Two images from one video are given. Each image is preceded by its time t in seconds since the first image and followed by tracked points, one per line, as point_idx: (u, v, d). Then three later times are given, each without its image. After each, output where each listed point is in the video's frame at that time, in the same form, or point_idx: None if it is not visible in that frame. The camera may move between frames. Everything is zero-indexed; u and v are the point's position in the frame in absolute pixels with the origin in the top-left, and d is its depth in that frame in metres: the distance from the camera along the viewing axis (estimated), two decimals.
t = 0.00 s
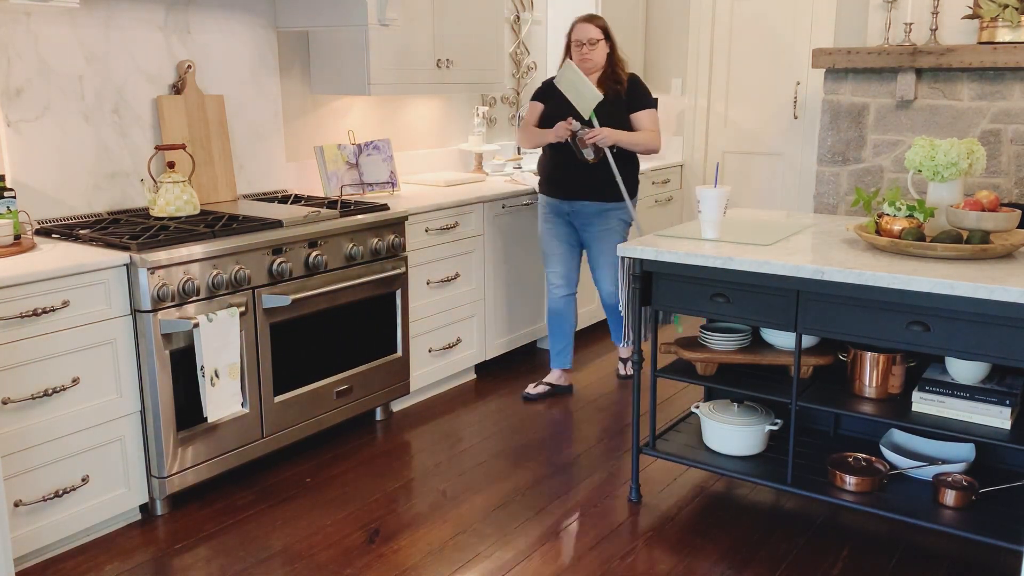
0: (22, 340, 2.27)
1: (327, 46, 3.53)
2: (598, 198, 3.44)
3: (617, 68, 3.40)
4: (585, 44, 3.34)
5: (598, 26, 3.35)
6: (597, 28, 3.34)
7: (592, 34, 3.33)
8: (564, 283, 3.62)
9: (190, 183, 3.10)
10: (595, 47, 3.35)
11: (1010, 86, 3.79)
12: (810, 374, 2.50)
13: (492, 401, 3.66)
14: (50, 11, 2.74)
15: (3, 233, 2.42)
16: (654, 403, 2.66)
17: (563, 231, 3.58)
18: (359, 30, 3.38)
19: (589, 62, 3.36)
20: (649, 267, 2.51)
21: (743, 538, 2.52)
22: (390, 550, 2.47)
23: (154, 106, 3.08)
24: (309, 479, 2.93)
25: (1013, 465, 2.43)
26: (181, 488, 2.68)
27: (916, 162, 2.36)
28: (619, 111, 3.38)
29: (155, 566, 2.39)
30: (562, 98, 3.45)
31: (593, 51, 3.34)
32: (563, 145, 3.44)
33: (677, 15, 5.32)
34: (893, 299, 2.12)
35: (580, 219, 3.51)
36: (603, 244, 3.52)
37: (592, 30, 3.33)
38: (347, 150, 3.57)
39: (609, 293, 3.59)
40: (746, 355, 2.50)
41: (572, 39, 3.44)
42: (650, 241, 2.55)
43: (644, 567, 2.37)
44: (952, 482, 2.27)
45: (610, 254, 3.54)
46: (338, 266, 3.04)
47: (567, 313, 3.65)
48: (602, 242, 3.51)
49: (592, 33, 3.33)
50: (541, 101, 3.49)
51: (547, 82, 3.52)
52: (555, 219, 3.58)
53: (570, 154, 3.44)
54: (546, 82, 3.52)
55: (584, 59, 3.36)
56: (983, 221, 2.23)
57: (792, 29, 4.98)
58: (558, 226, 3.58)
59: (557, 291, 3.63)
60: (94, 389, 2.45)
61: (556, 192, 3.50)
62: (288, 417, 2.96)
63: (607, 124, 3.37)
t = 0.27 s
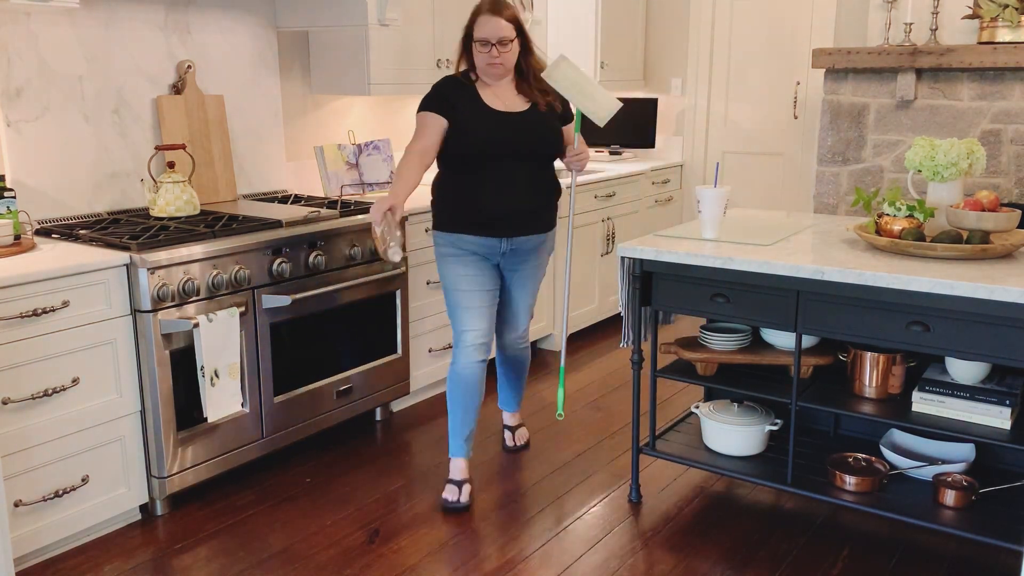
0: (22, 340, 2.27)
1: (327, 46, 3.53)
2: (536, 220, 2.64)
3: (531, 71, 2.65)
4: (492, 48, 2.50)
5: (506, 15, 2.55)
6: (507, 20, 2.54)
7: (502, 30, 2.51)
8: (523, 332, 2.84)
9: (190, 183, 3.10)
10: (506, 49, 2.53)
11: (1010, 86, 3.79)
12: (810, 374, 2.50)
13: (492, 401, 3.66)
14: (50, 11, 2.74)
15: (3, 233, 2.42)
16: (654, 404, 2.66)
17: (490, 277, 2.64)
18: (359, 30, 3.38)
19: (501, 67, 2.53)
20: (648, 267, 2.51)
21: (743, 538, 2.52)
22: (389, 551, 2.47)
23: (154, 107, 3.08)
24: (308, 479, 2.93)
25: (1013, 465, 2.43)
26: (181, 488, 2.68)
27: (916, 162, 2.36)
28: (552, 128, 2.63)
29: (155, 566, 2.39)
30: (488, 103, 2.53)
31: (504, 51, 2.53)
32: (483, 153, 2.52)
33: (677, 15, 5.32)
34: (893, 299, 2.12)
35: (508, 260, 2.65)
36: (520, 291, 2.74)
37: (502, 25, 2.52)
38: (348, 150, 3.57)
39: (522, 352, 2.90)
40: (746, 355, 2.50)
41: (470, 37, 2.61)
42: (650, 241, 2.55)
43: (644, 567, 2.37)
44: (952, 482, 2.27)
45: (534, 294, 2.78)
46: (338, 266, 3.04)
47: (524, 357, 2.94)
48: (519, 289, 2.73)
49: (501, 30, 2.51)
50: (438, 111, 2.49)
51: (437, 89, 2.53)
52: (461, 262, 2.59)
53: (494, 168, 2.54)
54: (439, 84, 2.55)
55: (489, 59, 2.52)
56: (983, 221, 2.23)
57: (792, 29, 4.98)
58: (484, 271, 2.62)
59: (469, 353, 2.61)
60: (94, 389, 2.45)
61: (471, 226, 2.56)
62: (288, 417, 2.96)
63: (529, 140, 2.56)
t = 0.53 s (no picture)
0: (22, 340, 2.27)
1: (327, 46, 3.53)
2: (510, 229, 2.55)
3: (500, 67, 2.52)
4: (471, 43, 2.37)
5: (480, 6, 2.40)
6: (482, 13, 2.39)
7: (480, 25, 2.37)
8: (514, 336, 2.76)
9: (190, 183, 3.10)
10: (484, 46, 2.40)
11: (1010, 86, 3.78)
12: (810, 374, 2.50)
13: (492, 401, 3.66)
14: (50, 11, 2.74)
15: (3, 233, 2.42)
16: (654, 403, 2.66)
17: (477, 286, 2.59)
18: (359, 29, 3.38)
19: (476, 63, 2.41)
20: (648, 267, 2.50)
21: (743, 539, 2.52)
22: (389, 551, 2.47)
23: (154, 107, 3.08)
24: (308, 479, 2.93)
25: (1014, 465, 2.42)
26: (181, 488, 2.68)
27: (916, 162, 2.36)
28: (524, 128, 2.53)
29: (155, 566, 2.39)
30: (460, 104, 2.40)
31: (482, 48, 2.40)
32: (448, 163, 2.40)
33: (677, 15, 5.32)
34: (893, 299, 2.12)
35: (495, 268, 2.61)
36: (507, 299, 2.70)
37: (480, 19, 2.37)
38: (348, 150, 3.57)
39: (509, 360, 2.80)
40: (746, 354, 2.50)
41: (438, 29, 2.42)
42: (650, 241, 2.54)
43: (644, 567, 2.37)
44: (952, 482, 2.27)
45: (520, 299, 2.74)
46: (337, 266, 3.04)
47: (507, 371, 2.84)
48: (510, 294, 2.69)
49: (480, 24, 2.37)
50: (412, 117, 2.32)
51: (404, 86, 2.36)
52: (445, 272, 2.50)
53: (455, 184, 2.43)
54: (403, 80, 2.38)
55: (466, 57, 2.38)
56: (983, 221, 2.23)
57: (792, 29, 4.98)
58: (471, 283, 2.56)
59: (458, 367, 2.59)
60: (94, 389, 2.45)
61: (430, 233, 2.46)
62: (288, 417, 2.96)
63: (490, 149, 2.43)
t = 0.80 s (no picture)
0: (22, 340, 2.27)
1: (327, 46, 3.53)
2: (480, 216, 2.78)
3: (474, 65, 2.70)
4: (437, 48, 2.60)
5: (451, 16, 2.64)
6: (453, 22, 2.62)
7: (449, 31, 2.60)
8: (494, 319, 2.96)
9: (190, 183, 3.10)
10: (451, 50, 2.61)
11: (1010, 86, 3.78)
12: (811, 374, 2.50)
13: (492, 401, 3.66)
14: (50, 11, 2.74)
15: (3, 233, 2.42)
16: (653, 403, 2.66)
17: (445, 266, 2.87)
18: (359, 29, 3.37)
19: (444, 67, 2.64)
20: (648, 267, 2.50)
21: (743, 539, 2.52)
22: (389, 551, 2.47)
23: (154, 106, 3.08)
24: (308, 479, 2.93)
25: (1014, 465, 2.42)
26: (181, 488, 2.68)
27: (916, 162, 2.36)
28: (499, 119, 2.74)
29: (155, 567, 2.39)
30: (431, 102, 2.69)
31: (449, 52, 2.61)
32: (412, 152, 2.72)
33: (677, 15, 5.32)
34: (893, 299, 2.12)
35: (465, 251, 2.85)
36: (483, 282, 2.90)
37: (448, 25, 2.60)
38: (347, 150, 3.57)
39: (492, 346, 2.97)
40: (746, 355, 2.50)
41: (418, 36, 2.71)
42: (650, 241, 2.54)
43: (644, 567, 2.37)
44: (952, 482, 2.27)
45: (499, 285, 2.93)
46: (337, 266, 3.04)
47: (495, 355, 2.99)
48: (483, 281, 2.90)
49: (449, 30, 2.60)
50: (386, 115, 2.72)
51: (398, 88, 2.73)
52: (414, 254, 2.86)
53: (427, 173, 2.74)
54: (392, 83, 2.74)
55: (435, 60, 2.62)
56: (983, 221, 2.23)
57: (791, 29, 4.99)
58: (437, 263, 2.85)
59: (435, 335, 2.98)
60: (94, 389, 2.45)
61: (408, 217, 2.80)
62: (288, 417, 2.96)
63: (455, 144, 2.69)
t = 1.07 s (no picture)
0: (22, 340, 2.27)
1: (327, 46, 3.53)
2: (467, 210, 2.79)
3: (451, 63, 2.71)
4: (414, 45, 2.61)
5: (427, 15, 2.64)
6: (428, 20, 2.63)
7: (423, 29, 2.61)
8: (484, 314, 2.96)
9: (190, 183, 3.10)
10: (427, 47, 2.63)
11: (1010, 86, 3.78)
12: (811, 373, 2.50)
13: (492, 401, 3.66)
14: (51, 11, 2.74)
15: (3, 233, 2.42)
16: (653, 403, 2.66)
17: (434, 264, 2.87)
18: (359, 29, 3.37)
19: (422, 65, 2.65)
20: (648, 267, 2.50)
21: (743, 538, 2.52)
22: (389, 551, 2.47)
23: (154, 106, 3.08)
24: (308, 479, 2.93)
25: (1014, 465, 2.42)
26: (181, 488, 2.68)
27: (916, 162, 2.36)
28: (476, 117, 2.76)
29: (156, 566, 2.39)
30: (408, 100, 2.69)
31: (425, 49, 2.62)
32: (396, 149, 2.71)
33: (677, 15, 5.32)
34: (893, 299, 2.12)
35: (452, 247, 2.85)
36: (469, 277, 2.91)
37: (422, 24, 2.61)
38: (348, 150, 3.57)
39: (486, 341, 2.98)
40: (746, 354, 2.50)
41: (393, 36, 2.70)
42: (650, 241, 2.54)
43: (643, 567, 2.37)
44: (952, 482, 2.27)
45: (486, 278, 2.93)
46: (337, 266, 3.04)
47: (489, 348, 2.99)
48: (471, 276, 2.90)
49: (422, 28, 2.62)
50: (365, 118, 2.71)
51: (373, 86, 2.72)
52: (401, 255, 2.86)
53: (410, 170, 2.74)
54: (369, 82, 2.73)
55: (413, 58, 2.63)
56: (983, 221, 2.23)
57: (791, 29, 4.99)
58: (425, 262, 2.86)
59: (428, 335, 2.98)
60: (94, 389, 2.45)
61: (395, 216, 2.80)
62: (288, 417, 2.96)
63: (432, 139, 2.70)
